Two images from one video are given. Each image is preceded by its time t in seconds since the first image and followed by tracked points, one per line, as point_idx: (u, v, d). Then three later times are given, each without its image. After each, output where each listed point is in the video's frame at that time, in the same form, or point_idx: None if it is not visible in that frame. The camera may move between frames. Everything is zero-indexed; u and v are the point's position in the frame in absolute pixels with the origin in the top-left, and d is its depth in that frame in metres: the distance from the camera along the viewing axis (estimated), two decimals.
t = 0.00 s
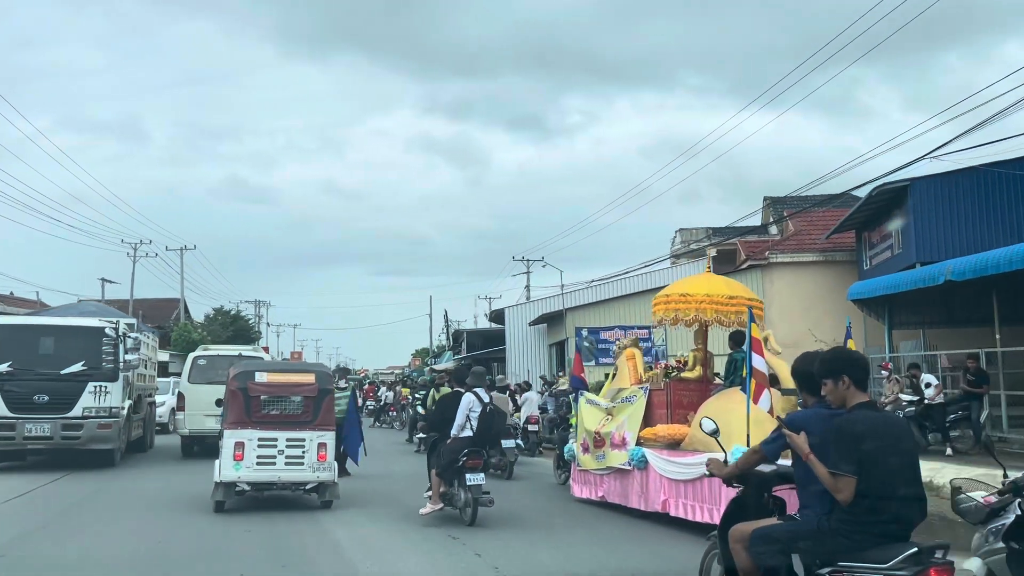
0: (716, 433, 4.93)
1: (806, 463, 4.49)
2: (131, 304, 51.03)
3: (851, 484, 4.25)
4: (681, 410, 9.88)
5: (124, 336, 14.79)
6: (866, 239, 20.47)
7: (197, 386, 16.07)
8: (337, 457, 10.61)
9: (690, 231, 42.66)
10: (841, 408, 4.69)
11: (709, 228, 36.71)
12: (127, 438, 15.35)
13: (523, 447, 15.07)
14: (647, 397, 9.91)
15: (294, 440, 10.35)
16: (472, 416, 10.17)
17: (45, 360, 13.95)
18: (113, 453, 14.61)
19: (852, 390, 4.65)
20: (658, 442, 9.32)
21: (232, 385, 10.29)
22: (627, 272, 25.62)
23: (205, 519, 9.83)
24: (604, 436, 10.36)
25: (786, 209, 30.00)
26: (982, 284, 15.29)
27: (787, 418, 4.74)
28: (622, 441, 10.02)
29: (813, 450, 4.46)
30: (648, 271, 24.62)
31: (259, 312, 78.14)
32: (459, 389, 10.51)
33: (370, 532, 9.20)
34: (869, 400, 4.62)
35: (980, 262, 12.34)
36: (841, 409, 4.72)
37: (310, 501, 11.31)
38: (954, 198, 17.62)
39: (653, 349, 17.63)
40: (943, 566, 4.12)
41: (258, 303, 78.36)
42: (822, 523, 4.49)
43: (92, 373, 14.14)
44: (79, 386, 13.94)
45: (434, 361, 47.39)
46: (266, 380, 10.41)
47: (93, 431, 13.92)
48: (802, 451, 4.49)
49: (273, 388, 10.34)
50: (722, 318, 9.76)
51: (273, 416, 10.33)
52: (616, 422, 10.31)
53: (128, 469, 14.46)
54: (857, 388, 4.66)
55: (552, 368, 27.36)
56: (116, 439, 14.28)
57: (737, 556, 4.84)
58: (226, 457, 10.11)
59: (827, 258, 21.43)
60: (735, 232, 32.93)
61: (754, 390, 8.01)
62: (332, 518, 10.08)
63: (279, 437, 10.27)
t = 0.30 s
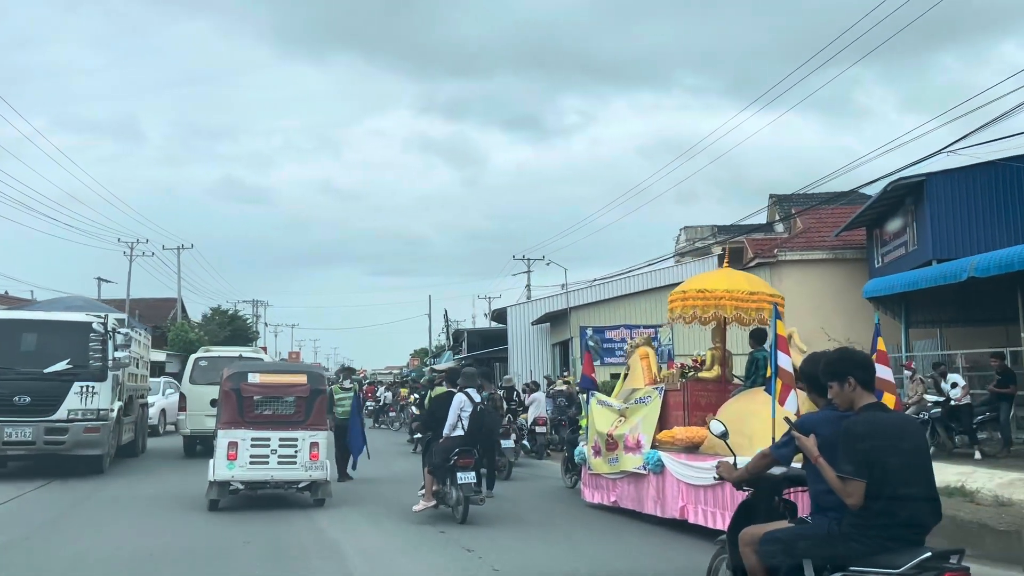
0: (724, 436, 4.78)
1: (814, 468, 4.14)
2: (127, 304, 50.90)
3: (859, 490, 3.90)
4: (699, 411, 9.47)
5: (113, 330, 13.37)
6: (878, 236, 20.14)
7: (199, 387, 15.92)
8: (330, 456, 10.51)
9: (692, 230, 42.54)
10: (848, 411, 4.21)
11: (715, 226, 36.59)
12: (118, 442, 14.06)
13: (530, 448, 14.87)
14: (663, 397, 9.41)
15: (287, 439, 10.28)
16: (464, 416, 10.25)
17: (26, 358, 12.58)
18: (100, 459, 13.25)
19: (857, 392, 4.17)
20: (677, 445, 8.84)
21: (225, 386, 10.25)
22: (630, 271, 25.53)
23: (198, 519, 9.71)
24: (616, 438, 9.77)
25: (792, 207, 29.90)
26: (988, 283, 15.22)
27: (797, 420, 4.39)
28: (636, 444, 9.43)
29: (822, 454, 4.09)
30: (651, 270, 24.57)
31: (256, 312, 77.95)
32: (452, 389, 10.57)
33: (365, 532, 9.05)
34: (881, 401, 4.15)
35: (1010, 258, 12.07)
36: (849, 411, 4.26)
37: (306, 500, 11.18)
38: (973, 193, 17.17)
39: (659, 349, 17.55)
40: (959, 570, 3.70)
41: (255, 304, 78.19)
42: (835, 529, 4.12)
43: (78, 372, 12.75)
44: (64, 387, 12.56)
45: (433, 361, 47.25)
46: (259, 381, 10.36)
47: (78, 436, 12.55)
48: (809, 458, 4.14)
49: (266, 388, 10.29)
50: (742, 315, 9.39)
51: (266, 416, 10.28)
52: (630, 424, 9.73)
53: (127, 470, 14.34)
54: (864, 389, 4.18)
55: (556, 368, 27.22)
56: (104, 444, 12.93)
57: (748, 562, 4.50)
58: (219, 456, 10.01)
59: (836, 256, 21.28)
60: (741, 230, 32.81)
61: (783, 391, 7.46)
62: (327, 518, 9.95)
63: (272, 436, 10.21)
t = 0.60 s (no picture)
0: (743, 436, 4.57)
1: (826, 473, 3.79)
2: (125, 305, 50.80)
3: (870, 494, 3.54)
4: (718, 412, 8.57)
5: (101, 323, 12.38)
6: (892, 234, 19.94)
7: (204, 387, 15.68)
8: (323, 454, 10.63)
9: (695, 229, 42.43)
10: (860, 413, 3.80)
11: (723, 223, 36.46)
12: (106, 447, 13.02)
13: (538, 449, 14.70)
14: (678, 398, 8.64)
15: (281, 438, 10.39)
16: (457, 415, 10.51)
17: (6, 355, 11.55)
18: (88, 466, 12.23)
19: (868, 393, 3.75)
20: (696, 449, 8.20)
21: (219, 386, 10.34)
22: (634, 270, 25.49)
23: (191, 517, 9.71)
24: (631, 440, 9.17)
25: (798, 206, 29.78)
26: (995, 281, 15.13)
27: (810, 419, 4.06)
28: (652, 447, 8.85)
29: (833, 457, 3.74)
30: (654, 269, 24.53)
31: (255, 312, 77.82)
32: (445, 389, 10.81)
33: (356, 530, 9.00)
34: (895, 402, 3.72)
35: None
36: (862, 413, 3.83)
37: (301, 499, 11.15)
38: (989, 189, 16.92)
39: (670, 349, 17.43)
40: None
41: (254, 303, 78.07)
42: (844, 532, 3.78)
43: (62, 371, 11.72)
44: (47, 387, 11.54)
45: (434, 360, 47.17)
46: (253, 381, 10.44)
47: (62, 441, 11.51)
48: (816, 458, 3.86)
49: (260, 388, 10.38)
50: (768, 311, 8.61)
51: (259, 415, 10.36)
52: (645, 426, 9.11)
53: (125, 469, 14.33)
54: (877, 390, 3.76)
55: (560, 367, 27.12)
56: (91, 450, 11.92)
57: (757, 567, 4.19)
58: (214, 454, 10.13)
59: (847, 253, 21.10)
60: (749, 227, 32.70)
61: (812, 391, 7.12)
62: (321, 515, 9.89)
63: (265, 435, 10.32)
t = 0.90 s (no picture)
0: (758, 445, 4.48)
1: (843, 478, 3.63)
2: (123, 304, 50.71)
3: (885, 500, 3.35)
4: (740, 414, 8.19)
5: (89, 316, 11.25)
6: (907, 230, 19.68)
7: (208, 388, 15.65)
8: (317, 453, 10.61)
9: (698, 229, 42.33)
10: (878, 415, 3.59)
11: (727, 222, 36.34)
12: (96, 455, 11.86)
13: (547, 451, 14.52)
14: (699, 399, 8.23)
15: (275, 438, 10.37)
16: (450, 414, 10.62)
17: None
18: (74, 475, 11.06)
19: (882, 395, 3.54)
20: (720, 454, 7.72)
21: (215, 386, 10.31)
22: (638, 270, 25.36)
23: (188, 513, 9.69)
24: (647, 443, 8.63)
25: (804, 204, 29.69)
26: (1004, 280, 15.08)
27: (831, 423, 3.90)
28: (670, 450, 8.31)
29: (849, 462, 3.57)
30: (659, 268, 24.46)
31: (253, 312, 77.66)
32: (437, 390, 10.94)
33: (352, 528, 8.91)
34: (909, 404, 3.52)
35: None
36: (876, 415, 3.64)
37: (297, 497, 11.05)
38: (1008, 183, 16.72)
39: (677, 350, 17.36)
40: None
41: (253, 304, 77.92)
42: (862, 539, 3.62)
43: (45, 369, 10.62)
44: (28, 387, 10.45)
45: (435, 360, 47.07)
46: (248, 382, 10.42)
47: (45, 446, 10.37)
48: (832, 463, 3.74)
49: (256, 388, 10.37)
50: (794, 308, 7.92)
51: (254, 415, 10.33)
52: (662, 428, 8.56)
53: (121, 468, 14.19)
54: (894, 391, 3.55)
55: (565, 367, 26.95)
56: (77, 457, 10.78)
57: None
58: (209, 453, 10.13)
59: (857, 251, 20.90)
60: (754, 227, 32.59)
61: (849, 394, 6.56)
62: (316, 513, 9.80)
63: (260, 435, 10.30)
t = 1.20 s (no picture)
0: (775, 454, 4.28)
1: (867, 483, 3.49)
2: (121, 304, 50.65)
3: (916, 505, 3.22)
4: (765, 415, 7.81)
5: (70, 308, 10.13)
6: (919, 227, 19.41)
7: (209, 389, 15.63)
8: (311, 453, 10.87)
9: (702, 226, 42.16)
10: (902, 417, 3.47)
11: (732, 219, 36.15)
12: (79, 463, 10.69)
13: (555, 454, 14.22)
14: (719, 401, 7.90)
15: (270, 436, 10.64)
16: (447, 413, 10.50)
17: None
18: (55, 486, 9.90)
19: (906, 397, 3.42)
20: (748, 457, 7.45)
21: (211, 385, 10.64)
22: (641, 268, 25.24)
23: (188, 514, 9.69)
24: (665, 446, 8.29)
25: (812, 201, 29.53)
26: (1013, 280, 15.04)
27: (851, 426, 3.75)
28: (690, 453, 7.98)
29: (873, 466, 3.43)
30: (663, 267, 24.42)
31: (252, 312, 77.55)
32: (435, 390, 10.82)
33: (347, 527, 8.89)
34: (935, 405, 3.40)
35: None
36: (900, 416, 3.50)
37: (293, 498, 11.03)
38: None
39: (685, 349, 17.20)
40: None
41: (252, 303, 77.78)
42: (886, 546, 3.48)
43: (22, 367, 9.50)
44: (4, 386, 9.30)
45: (435, 360, 46.96)
46: (244, 381, 10.74)
47: (20, 454, 9.20)
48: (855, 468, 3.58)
49: (251, 388, 10.69)
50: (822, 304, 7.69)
51: (250, 414, 10.63)
52: (680, 430, 8.23)
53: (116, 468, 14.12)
54: (919, 392, 3.42)
55: (568, 366, 26.83)
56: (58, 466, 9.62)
57: None
58: (206, 452, 10.36)
59: (870, 247, 20.18)
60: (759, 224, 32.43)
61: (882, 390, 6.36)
62: (311, 513, 9.78)
63: (255, 433, 10.57)
